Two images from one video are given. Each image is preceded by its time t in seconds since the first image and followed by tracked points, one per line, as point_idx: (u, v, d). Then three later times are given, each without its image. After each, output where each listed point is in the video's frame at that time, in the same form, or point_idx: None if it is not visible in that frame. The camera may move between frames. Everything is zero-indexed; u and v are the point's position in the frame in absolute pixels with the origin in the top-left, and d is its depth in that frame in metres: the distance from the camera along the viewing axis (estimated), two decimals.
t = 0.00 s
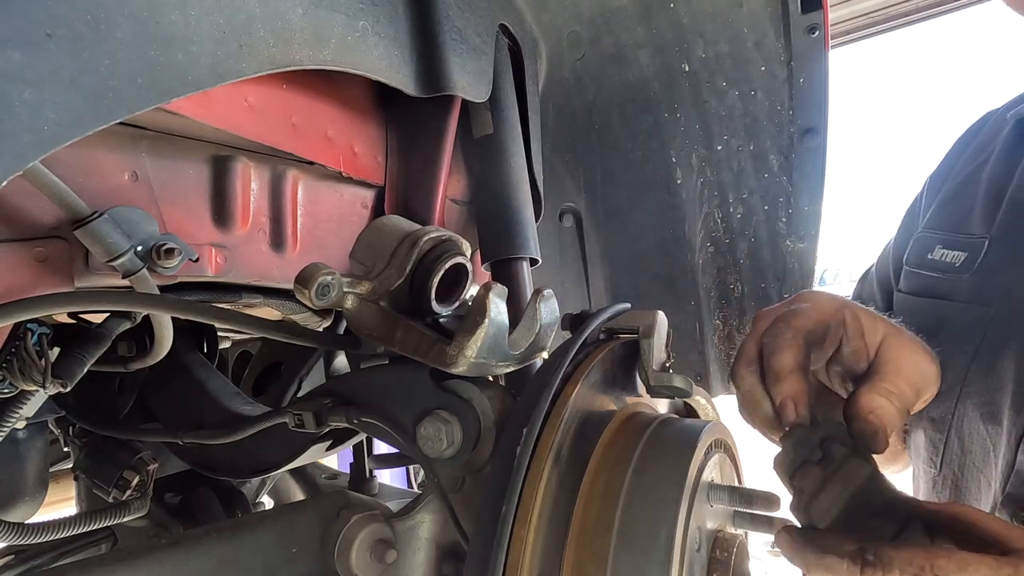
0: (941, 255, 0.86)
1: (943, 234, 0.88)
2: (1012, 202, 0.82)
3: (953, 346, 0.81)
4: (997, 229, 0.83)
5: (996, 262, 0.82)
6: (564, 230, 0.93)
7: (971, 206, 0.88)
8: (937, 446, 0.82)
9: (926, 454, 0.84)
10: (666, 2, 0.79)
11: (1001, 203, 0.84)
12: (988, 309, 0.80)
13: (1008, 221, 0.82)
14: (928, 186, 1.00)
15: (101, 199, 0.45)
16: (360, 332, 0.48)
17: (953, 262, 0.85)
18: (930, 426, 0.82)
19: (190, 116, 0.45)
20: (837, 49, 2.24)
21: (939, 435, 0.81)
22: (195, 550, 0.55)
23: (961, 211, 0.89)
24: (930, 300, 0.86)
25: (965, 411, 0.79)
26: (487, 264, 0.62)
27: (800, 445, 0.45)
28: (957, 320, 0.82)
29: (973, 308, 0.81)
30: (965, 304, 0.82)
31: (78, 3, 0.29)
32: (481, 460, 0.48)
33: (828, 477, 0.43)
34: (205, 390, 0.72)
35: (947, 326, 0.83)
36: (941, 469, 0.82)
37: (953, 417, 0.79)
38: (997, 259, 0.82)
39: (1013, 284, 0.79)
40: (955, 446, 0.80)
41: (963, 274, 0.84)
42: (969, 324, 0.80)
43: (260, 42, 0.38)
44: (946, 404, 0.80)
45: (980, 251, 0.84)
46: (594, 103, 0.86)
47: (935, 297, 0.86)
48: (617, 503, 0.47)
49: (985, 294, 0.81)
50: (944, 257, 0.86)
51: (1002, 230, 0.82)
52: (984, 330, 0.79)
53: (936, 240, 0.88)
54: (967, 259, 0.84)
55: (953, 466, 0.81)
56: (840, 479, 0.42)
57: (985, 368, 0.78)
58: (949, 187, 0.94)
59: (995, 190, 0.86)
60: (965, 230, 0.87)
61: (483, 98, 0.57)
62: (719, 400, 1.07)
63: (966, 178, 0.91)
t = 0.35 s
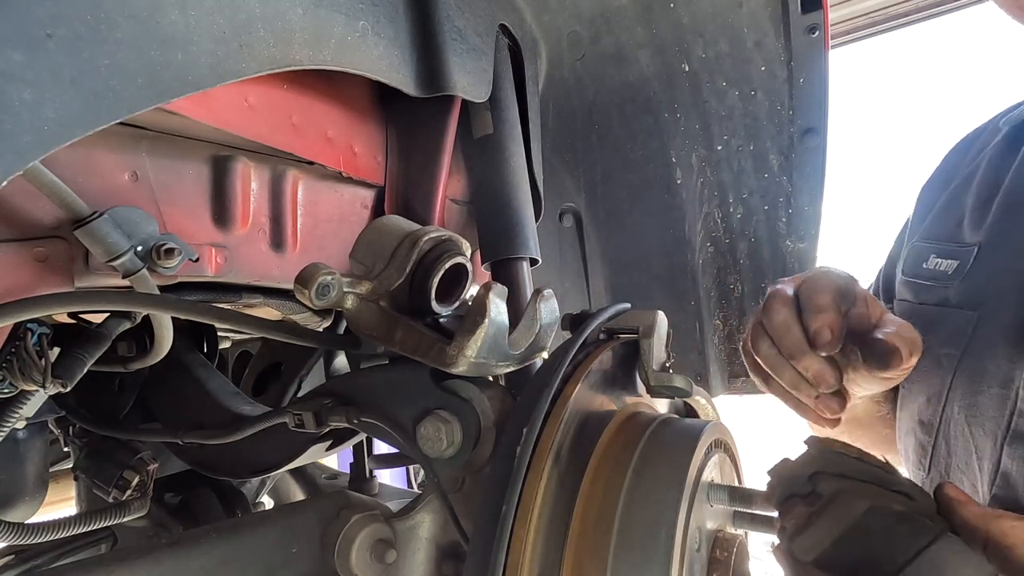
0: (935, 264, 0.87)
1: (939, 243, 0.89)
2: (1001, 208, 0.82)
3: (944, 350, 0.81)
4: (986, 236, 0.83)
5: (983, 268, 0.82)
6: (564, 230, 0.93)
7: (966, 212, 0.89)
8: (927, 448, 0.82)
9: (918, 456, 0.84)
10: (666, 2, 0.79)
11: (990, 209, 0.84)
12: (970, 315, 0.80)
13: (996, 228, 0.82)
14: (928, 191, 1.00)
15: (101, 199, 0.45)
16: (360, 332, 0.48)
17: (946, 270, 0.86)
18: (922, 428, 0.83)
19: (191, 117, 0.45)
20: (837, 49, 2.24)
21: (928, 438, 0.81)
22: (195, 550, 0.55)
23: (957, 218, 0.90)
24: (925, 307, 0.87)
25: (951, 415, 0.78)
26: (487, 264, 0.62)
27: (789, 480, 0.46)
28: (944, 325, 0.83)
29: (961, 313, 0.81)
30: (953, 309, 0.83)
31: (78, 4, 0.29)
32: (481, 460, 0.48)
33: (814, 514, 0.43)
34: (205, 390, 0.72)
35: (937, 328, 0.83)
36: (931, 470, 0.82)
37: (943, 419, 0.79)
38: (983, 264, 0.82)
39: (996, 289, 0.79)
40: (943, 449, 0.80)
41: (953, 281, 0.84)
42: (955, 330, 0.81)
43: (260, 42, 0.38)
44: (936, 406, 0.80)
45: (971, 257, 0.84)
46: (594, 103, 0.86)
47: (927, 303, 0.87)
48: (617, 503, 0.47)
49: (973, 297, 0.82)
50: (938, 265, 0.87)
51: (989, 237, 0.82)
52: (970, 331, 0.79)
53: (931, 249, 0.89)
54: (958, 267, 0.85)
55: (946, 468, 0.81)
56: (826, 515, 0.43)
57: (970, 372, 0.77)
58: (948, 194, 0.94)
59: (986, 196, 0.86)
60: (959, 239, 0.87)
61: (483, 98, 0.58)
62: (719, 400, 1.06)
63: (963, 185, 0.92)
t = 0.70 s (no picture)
0: (936, 267, 0.91)
1: (940, 246, 0.92)
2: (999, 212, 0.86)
3: (936, 348, 0.87)
4: (983, 239, 0.87)
5: (978, 270, 0.86)
6: (564, 230, 0.93)
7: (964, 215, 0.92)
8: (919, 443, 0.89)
9: (910, 451, 0.91)
10: (666, 2, 0.79)
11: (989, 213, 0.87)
12: (960, 316, 0.85)
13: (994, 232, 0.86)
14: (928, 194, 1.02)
15: (101, 199, 0.44)
16: (360, 332, 0.49)
17: (945, 272, 0.90)
18: (916, 424, 0.89)
19: (190, 117, 0.45)
20: (837, 49, 2.24)
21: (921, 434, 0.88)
22: (195, 550, 0.56)
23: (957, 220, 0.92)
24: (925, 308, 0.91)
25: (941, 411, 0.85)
26: (487, 264, 0.62)
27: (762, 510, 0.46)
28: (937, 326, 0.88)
29: (949, 314, 0.87)
30: (947, 309, 0.87)
31: (78, 4, 0.29)
32: (481, 460, 0.48)
33: (756, 564, 0.46)
34: (206, 390, 0.73)
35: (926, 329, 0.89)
36: (922, 464, 0.89)
37: (932, 415, 0.86)
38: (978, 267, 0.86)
39: (987, 291, 0.84)
40: (935, 444, 0.86)
41: (950, 283, 0.88)
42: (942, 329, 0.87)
43: (260, 42, 0.38)
44: (927, 404, 0.87)
45: (967, 260, 0.88)
46: (594, 103, 0.86)
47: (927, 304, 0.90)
48: (617, 503, 0.47)
49: (967, 299, 0.86)
50: (938, 268, 0.91)
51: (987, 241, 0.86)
52: (961, 329, 0.84)
53: (931, 253, 0.93)
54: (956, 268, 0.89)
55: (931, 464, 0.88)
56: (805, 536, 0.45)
57: (957, 370, 0.84)
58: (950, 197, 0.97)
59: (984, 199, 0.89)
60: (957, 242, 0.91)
61: (483, 98, 0.58)
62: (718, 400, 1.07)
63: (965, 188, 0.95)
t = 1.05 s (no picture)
0: (919, 271, 0.92)
1: (923, 250, 0.94)
2: (981, 215, 0.88)
3: (919, 351, 0.87)
4: (968, 243, 0.89)
5: (962, 274, 0.88)
6: (564, 230, 0.93)
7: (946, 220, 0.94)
8: (905, 445, 0.89)
9: (894, 452, 0.91)
10: (665, 2, 0.80)
11: (972, 217, 0.89)
12: (943, 320, 0.86)
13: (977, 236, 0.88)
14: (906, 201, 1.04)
15: (101, 199, 0.44)
16: (360, 332, 0.48)
17: (928, 276, 0.91)
18: (901, 426, 0.89)
19: (191, 117, 0.45)
20: (837, 49, 2.25)
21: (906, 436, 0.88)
22: (195, 550, 0.55)
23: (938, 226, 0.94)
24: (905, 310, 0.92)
25: (926, 413, 0.86)
26: (487, 264, 0.62)
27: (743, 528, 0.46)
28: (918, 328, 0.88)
29: (930, 318, 0.88)
30: (930, 313, 0.88)
31: (78, 4, 0.29)
32: (481, 460, 0.48)
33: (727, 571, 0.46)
34: (205, 390, 0.73)
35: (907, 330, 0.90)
36: (908, 467, 0.90)
37: (916, 419, 0.87)
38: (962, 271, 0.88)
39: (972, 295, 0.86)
40: (921, 445, 0.87)
41: (934, 286, 0.89)
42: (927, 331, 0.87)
43: (260, 42, 0.38)
44: (912, 406, 0.88)
45: (951, 263, 0.89)
46: (594, 103, 0.86)
47: (909, 307, 0.91)
48: (617, 503, 0.47)
49: (950, 302, 0.87)
50: (923, 272, 0.92)
51: (970, 245, 0.88)
52: (945, 334, 0.85)
53: (915, 256, 0.94)
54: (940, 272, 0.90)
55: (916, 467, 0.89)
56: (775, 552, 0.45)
57: (944, 372, 0.84)
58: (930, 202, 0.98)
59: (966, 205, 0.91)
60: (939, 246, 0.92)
61: (483, 98, 0.58)
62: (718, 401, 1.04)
63: (949, 193, 0.96)
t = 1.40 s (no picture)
0: (907, 269, 0.93)
1: (909, 250, 0.94)
2: (968, 216, 0.89)
3: (908, 350, 0.87)
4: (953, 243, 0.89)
5: (950, 275, 0.88)
6: (564, 230, 0.92)
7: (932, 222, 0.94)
8: (894, 442, 0.89)
9: (884, 450, 0.91)
10: (665, 2, 0.80)
11: (958, 219, 0.90)
12: (932, 320, 0.87)
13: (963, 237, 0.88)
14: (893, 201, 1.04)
15: (101, 199, 0.44)
16: (360, 332, 0.48)
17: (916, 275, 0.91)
18: (890, 424, 0.89)
19: (191, 116, 0.45)
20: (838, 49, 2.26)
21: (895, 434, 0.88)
22: (195, 550, 0.55)
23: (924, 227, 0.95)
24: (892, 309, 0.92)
25: (914, 412, 0.86)
26: (487, 264, 0.62)
27: (765, 477, 0.47)
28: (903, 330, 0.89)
29: (917, 318, 0.88)
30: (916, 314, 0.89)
31: (78, 4, 0.29)
32: (481, 460, 0.48)
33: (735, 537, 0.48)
34: (206, 390, 0.73)
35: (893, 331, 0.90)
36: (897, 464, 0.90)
37: (905, 421, 0.87)
38: (948, 274, 0.88)
39: (960, 296, 0.86)
40: (911, 443, 0.87)
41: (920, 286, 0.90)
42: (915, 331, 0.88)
43: (260, 42, 0.38)
44: (901, 403, 0.88)
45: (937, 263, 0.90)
46: (594, 103, 0.86)
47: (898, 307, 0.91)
48: (617, 503, 0.47)
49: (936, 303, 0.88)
50: (910, 271, 0.92)
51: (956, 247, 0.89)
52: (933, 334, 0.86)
53: (902, 254, 0.94)
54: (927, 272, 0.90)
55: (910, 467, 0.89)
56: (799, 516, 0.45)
57: (932, 371, 0.85)
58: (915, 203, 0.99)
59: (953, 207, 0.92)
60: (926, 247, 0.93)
61: (483, 99, 0.58)
62: (719, 400, 1.03)
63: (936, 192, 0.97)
